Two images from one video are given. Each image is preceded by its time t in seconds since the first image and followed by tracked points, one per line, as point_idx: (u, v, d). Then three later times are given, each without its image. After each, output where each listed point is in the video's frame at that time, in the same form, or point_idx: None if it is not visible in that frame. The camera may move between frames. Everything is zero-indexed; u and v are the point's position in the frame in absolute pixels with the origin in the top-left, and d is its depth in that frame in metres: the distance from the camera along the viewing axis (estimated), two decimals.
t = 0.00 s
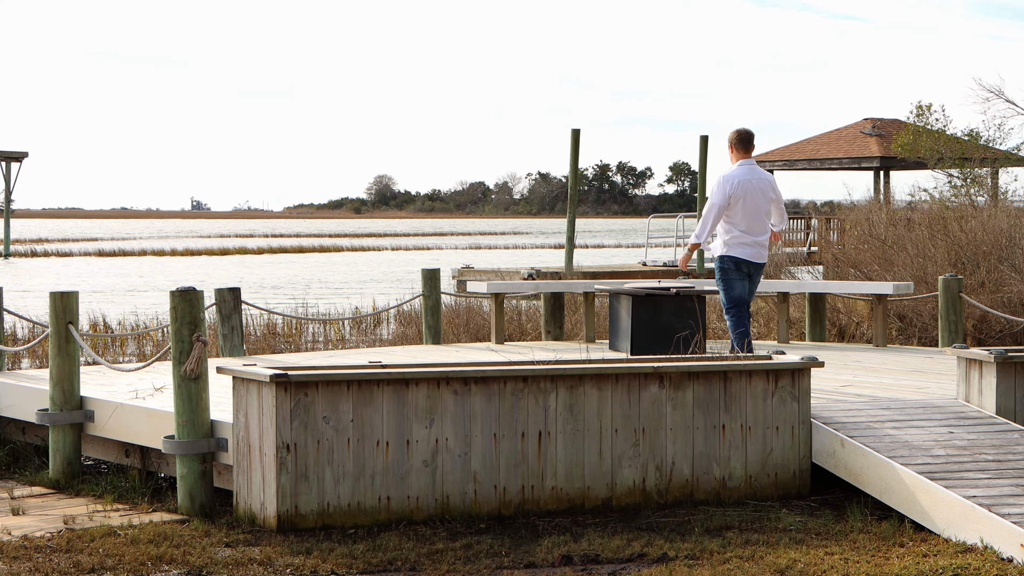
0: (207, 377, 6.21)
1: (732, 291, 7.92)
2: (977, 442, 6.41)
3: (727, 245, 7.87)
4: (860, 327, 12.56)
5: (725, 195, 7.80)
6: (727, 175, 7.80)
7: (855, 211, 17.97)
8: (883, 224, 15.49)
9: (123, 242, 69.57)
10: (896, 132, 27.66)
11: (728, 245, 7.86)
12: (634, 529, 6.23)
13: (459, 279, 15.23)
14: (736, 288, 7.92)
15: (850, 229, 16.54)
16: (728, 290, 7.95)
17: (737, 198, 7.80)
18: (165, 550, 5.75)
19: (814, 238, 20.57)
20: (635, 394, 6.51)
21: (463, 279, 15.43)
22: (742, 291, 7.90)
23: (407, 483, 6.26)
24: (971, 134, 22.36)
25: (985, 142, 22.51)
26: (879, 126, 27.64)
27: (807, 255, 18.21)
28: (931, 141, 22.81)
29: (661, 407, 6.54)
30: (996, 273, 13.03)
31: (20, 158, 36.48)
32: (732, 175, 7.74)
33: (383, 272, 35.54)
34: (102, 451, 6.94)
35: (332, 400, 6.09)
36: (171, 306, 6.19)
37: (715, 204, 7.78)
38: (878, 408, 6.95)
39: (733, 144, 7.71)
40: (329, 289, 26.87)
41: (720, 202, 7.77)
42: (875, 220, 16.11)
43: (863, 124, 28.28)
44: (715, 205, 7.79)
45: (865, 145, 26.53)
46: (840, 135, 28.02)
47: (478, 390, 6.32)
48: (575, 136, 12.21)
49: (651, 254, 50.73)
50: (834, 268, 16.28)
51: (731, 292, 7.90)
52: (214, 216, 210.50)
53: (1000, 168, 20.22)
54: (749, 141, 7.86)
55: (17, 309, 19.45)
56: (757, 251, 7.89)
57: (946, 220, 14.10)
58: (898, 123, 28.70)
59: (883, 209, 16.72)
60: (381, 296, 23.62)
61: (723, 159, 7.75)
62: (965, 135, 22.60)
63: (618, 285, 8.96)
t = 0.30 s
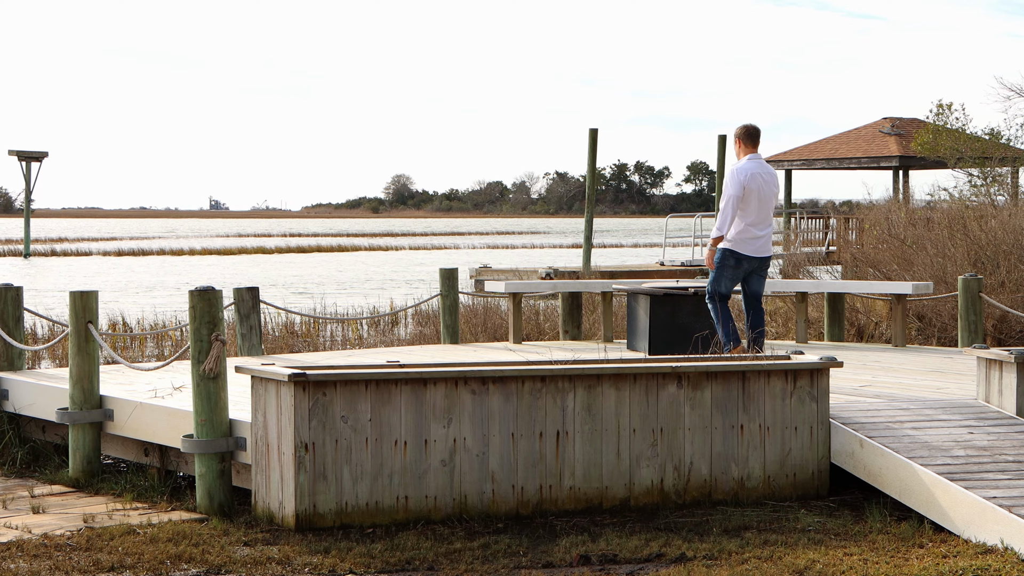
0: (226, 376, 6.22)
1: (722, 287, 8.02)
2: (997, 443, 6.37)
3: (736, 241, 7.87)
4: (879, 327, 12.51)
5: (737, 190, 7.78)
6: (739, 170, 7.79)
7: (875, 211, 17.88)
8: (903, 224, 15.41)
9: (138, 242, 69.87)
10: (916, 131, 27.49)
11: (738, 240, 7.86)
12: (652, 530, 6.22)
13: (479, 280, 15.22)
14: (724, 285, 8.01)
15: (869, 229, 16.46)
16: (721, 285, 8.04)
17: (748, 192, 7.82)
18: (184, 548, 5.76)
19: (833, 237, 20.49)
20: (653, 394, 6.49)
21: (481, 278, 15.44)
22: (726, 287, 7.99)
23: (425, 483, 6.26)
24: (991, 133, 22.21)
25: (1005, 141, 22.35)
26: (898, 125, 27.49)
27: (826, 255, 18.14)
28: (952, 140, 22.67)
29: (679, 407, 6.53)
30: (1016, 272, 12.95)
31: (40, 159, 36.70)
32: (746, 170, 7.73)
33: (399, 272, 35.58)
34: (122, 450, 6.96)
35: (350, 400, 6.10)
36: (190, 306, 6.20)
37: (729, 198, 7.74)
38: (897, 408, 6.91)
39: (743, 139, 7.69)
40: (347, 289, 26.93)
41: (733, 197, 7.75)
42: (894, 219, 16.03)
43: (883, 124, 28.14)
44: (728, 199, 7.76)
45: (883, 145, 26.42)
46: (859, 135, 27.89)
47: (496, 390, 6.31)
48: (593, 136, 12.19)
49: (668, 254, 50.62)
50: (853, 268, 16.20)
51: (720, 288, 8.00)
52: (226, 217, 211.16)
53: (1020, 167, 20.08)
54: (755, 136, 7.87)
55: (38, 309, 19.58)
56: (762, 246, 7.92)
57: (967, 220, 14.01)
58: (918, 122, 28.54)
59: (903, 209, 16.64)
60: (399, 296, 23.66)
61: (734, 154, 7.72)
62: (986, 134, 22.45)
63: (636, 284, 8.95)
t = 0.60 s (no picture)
0: (243, 376, 6.23)
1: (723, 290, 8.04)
2: (1016, 444, 6.34)
3: (734, 246, 7.89)
4: (896, 326, 12.46)
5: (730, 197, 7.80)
6: (730, 176, 7.81)
7: (892, 210, 17.82)
8: (921, 224, 15.36)
9: (153, 242, 70.13)
10: (933, 130, 27.38)
11: (735, 245, 7.88)
12: (668, 530, 6.21)
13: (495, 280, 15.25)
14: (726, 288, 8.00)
15: (887, 229, 16.40)
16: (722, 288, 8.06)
17: (742, 198, 7.82)
18: (201, 548, 5.77)
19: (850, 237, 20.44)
20: (669, 394, 6.48)
21: (497, 278, 15.45)
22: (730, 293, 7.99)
23: (442, 483, 6.26)
24: (1010, 132, 22.11)
25: None
26: (916, 124, 27.40)
27: (843, 254, 18.08)
28: (970, 139, 22.57)
29: (695, 407, 6.51)
30: None
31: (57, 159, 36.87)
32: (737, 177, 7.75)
33: (414, 271, 35.63)
34: (139, 450, 6.99)
35: (367, 400, 6.10)
36: (207, 306, 6.21)
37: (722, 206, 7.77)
38: (915, 409, 6.88)
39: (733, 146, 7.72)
40: (363, 288, 27.00)
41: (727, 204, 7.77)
42: (912, 219, 15.97)
43: (901, 122, 28.05)
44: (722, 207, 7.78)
45: (901, 144, 26.31)
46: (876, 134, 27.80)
47: (513, 390, 6.31)
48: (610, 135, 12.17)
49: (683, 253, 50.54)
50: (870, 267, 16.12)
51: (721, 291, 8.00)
52: (238, 217, 211.58)
53: None
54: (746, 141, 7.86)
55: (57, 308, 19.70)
56: (760, 248, 7.93)
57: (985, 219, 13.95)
58: (937, 121, 28.43)
59: (921, 209, 16.57)
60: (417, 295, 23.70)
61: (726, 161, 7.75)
62: (1004, 133, 22.34)
63: (653, 284, 8.94)
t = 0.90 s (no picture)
0: (260, 376, 6.24)
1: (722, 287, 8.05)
2: None
3: (726, 240, 7.94)
4: (915, 327, 12.42)
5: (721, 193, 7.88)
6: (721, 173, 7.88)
7: (911, 210, 17.76)
8: (940, 224, 15.30)
9: (168, 242, 70.43)
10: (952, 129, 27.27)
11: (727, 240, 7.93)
12: (685, 530, 6.20)
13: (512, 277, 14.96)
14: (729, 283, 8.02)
15: (906, 229, 16.35)
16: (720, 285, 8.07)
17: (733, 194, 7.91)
18: (218, 547, 5.78)
19: (867, 237, 20.38)
20: (686, 394, 6.46)
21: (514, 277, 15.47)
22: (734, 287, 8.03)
23: (458, 482, 6.26)
24: None
25: None
26: (934, 123, 27.29)
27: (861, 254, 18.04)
28: (988, 138, 22.47)
29: (712, 407, 6.49)
30: None
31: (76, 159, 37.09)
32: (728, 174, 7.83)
33: (430, 271, 35.69)
34: (157, 449, 7.01)
35: (384, 400, 6.11)
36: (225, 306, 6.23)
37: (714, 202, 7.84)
38: (933, 410, 6.85)
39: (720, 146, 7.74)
40: (380, 288, 27.08)
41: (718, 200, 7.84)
42: (931, 219, 15.91)
43: (919, 121, 27.96)
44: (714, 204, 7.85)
45: (919, 143, 26.20)
46: (895, 133, 27.74)
47: (529, 390, 6.30)
48: (626, 135, 12.14)
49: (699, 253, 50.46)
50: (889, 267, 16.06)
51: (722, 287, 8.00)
52: (250, 216, 212.10)
53: None
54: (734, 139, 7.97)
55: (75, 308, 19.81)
56: (751, 244, 8.02)
57: (1004, 219, 13.88)
58: (956, 120, 28.30)
59: (940, 208, 16.50)
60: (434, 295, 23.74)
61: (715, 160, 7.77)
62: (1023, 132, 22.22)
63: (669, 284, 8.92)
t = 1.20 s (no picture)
0: (279, 375, 6.25)
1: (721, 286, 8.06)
2: None
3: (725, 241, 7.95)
4: (934, 327, 12.36)
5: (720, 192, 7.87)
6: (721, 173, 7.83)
7: (931, 209, 17.68)
8: (960, 223, 15.23)
9: (184, 242, 70.69)
10: (973, 128, 27.13)
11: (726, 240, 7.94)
12: (704, 530, 6.18)
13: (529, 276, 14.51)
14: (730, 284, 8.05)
15: (926, 228, 16.28)
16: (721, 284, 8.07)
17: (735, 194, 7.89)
18: (237, 546, 5.79)
19: (886, 236, 20.30)
20: (705, 394, 6.45)
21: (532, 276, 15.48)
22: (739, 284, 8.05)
23: (477, 482, 6.25)
24: None
25: None
26: (954, 122, 27.16)
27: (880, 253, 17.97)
28: (1009, 138, 22.33)
29: (731, 407, 6.47)
30: None
31: (96, 159, 37.30)
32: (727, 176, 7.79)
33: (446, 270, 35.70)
34: (177, 448, 7.02)
35: (402, 399, 6.11)
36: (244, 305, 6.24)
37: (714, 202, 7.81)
38: (953, 411, 6.81)
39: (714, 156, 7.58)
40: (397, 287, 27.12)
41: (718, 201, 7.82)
42: (951, 218, 15.80)
43: (939, 121, 27.83)
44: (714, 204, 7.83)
45: (938, 142, 26.01)
46: (914, 132, 27.63)
47: (548, 390, 6.30)
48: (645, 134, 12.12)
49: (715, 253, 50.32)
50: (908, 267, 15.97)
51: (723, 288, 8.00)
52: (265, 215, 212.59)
53: None
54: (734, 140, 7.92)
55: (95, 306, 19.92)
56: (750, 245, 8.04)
57: None
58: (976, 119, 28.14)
59: (960, 208, 16.41)
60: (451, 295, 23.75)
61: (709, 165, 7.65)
62: None
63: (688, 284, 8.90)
